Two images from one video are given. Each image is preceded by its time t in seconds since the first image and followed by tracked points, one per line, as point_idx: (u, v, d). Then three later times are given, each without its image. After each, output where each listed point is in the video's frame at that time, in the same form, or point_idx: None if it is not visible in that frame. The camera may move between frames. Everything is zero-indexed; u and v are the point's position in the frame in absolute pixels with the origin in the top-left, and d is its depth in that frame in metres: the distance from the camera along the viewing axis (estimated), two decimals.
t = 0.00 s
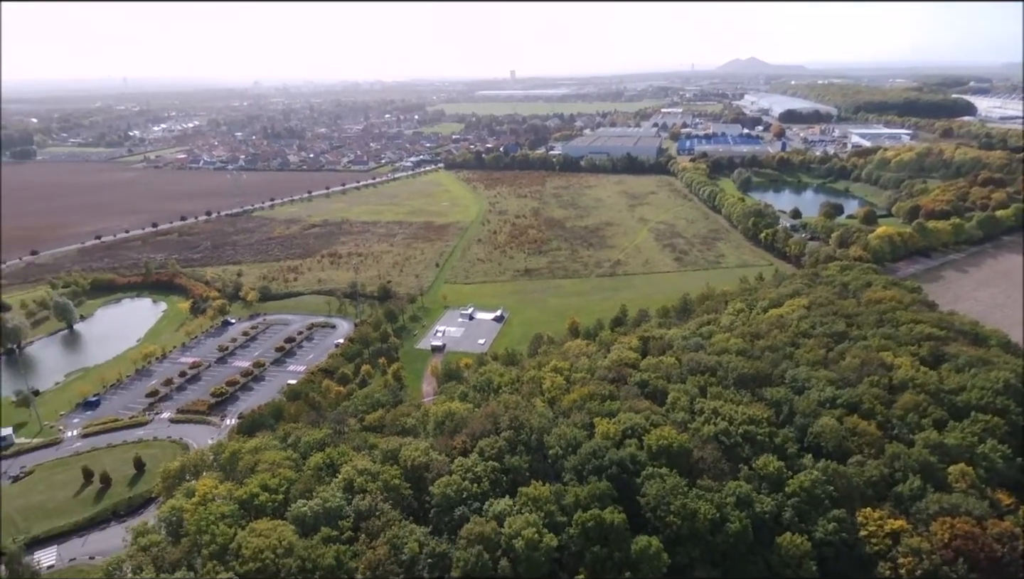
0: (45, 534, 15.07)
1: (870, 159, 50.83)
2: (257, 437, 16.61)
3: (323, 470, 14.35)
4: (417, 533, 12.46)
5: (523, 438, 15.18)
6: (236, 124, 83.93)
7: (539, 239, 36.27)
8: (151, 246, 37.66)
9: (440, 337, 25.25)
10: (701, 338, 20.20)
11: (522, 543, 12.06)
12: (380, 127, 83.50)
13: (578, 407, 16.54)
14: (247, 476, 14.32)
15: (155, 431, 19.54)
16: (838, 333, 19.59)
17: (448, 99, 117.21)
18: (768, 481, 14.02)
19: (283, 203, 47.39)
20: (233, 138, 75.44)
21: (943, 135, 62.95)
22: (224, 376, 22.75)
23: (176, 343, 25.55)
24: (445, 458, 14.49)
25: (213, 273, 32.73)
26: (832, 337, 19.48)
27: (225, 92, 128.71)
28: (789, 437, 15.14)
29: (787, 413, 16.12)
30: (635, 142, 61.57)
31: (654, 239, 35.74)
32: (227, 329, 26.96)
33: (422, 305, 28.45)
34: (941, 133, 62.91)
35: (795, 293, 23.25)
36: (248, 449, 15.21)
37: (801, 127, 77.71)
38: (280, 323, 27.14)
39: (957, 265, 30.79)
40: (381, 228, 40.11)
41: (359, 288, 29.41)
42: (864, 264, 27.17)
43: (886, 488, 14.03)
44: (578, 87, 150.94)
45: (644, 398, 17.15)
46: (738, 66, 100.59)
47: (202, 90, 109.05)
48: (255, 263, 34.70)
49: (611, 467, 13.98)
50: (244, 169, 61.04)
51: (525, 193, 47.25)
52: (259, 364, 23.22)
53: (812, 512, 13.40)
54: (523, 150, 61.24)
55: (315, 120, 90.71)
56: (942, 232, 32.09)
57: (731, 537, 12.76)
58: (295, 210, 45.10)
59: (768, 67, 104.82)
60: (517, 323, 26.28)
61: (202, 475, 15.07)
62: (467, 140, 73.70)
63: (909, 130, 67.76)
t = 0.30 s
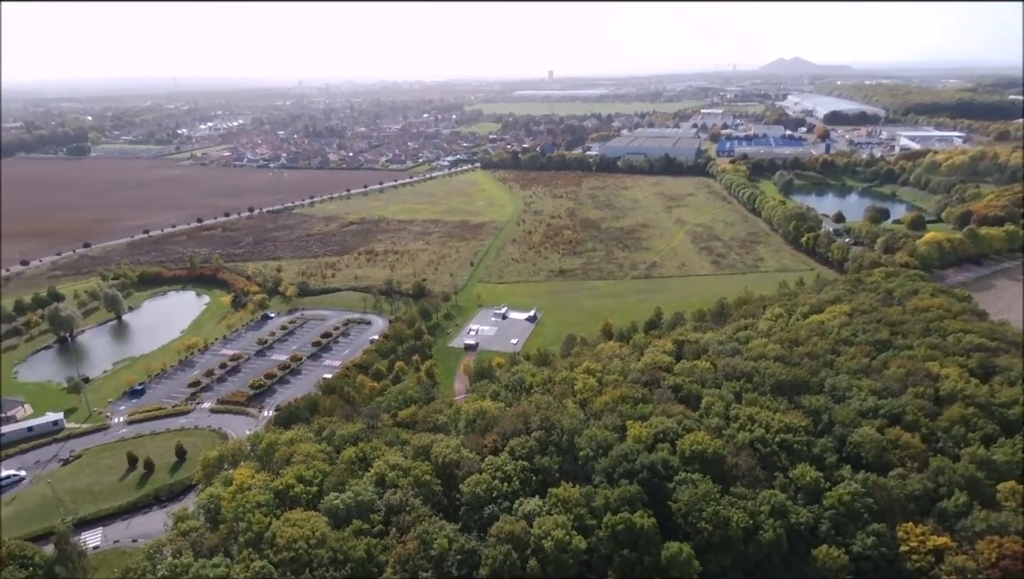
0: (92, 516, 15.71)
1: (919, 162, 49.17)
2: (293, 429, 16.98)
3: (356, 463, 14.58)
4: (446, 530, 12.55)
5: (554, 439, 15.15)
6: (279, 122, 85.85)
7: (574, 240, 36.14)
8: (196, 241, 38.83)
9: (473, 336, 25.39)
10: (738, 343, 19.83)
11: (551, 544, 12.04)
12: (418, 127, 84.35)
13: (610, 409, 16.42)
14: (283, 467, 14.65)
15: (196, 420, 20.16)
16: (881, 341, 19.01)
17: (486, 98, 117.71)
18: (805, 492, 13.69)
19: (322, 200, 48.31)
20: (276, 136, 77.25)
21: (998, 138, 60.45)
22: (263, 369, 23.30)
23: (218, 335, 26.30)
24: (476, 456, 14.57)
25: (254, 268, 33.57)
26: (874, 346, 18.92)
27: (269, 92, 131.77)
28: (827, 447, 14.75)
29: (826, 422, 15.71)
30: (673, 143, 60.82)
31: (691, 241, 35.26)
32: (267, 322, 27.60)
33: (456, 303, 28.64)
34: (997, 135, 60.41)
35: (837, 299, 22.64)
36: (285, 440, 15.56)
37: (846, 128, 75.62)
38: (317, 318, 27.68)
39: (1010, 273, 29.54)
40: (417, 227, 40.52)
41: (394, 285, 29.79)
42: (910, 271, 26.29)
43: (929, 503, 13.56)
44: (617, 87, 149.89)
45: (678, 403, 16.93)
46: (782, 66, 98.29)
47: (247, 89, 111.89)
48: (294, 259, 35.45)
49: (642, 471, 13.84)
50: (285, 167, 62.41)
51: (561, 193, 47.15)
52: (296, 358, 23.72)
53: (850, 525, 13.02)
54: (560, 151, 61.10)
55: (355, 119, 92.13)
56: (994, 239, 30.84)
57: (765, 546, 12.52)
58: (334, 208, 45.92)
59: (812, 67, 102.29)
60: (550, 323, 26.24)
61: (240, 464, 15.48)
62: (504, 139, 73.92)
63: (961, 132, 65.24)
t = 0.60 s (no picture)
0: (136, 499, 16.30)
1: (972, 165, 47.29)
2: (327, 422, 17.29)
3: (388, 457, 14.78)
4: (476, 526, 12.62)
5: (585, 440, 15.08)
6: (320, 121, 87.47)
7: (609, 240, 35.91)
8: (238, 236, 39.91)
9: (506, 335, 25.45)
10: (775, 348, 19.42)
11: (580, 546, 11.99)
12: (455, 126, 84.89)
13: (642, 411, 16.26)
14: (317, 459, 14.95)
15: (236, 410, 20.74)
16: (927, 351, 18.38)
17: (524, 98, 117.73)
18: (843, 503, 13.33)
19: (360, 198, 49.05)
20: (317, 134, 78.75)
21: None
22: (300, 362, 23.80)
23: (258, 328, 26.98)
24: (506, 454, 14.60)
25: (293, 263, 34.31)
26: (920, 355, 18.30)
27: (312, 92, 134.47)
28: (867, 458, 14.33)
29: (867, 432, 15.27)
30: (713, 144, 59.84)
31: (729, 244, 34.67)
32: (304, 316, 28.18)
33: (490, 302, 28.77)
34: None
35: (881, 305, 21.96)
36: (320, 433, 15.87)
37: (894, 130, 73.24)
38: (353, 314, 28.13)
39: None
40: (453, 225, 40.80)
41: (429, 283, 30.08)
42: (960, 279, 25.32)
43: (975, 520, 13.05)
44: (656, 87, 148.18)
45: (712, 407, 16.67)
46: (828, 66, 95.68)
47: (290, 88, 114.29)
48: (332, 255, 36.10)
49: (674, 475, 13.68)
50: (326, 164, 63.57)
51: (597, 193, 46.88)
52: (333, 352, 24.17)
53: (890, 540, 12.63)
54: (597, 151, 60.74)
55: (394, 118, 93.26)
56: None
57: (799, 556, 12.23)
58: (372, 205, 46.58)
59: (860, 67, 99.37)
60: (583, 324, 26.12)
61: (276, 454, 15.84)
62: (541, 139, 73.84)
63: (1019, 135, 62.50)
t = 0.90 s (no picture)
0: (173, 480, 16.81)
1: None
2: (357, 411, 17.58)
3: (416, 447, 14.95)
4: (502, 518, 12.68)
5: (613, 436, 15.03)
6: (356, 114, 88.51)
7: (642, 237, 35.56)
8: (274, 227, 40.74)
9: (535, 329, 25.47)
10: (810, 349, 19.02)
11: (607, 542, 11.95)
12: (488, 120, 85.00)
13: (671, 409, 16.12)
14: (347, 447, 15.21)
15: (269, 396, 21.21)
16: (970, 355, 17.80)
17: (558, 91, 117.04)
18: (877, 509, 13.01)
19: (393, 190, 49.52)
20: (352, 127, 79.70)
21: None
22: (331, 351, 24.22)
23: (291, 317, 27.52)
24: (533, 448, 14.64)
25: (327, 254, 34.86)
26: (962, 360, 17.74)
27: (348, 85, 136.13)
28: (904, 463, 13.96)
29: (904, 437, 14.88)
30: (750, 139, 58.71)
31: (765, 242, 34.02)
32: (337, 306, 28.64)
33: (520, 296, 28.80)
34: None
35: (923, 307, 21.32)
36: (350, 422, 16.13)
37: (942, 126, 70.71)
38: (384, 305, 28.49)
39: None
40: (484, 219, 40.90)
41: (459, 276, 30.25)
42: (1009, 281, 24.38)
43: (1017, 531, 12.62)
44: (693, 81, 145.79)
45: (743, 407, 16.43)
46: (872, 59, 92.87)
47: (327, 81, 115.91)
48: (365, 246, 36.56)
49: (702, 475, 13.54)
50: (360, 157, 64.32)
51: (629, 188, 46.45)
52: (364, 342, 24.51)
53: (926, 548, 12.28)
54: (631, 146, 60.14)
55: (428, 111, 93.78)
56: None
57: (830, 561, 11.99)
58: (404, 198, 47.00)
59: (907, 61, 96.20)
60: (613, 320, 25.96)
61: (307, 441, 16.17)
62: (574, 133, 73.43)
63: None
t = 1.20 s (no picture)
0: (212, 459, 17.35)
1: None
2: (389, 397, 17.84)
3: (446, 435, 15.10)
4: (530, 508, 12.74)
5: (644, 431, 14.93)
6: (393, 103, 89.23)
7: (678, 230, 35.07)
8: (313, 215, 41.48)
9: (567, 321, 25.42)
10: (850, 349, 18.53)
11: (635, 537, 11.89)
12: (525, 110, 84.69)
13: (703, 406, 15.92)
14: (378, 432, 15.46)
15: (305, 380, 21.70)
16: (1021, 359, 17.09)
17: (596, 82, 115.87)
18: (916, 515, 12.66)
19: (429, 180, 49.83)
20: (390, 117, 80.37)
21: None
22: (365, 338, 24.59)
23: (327, 304, 28.01)
24: (562, 440, 14.64)
25: (363, 242, 35.32)
26: (1012, 364, 17.05)
27: (386, 75, 137.35)
28: (946, 468, 13.54)
29: (946, 442, 14.42)
30: (793, 132, 57.21)
31: (805, 238, 33.19)
32: (371, 294, 29.04)
33: (552, 287, 28.75)
34: None
35: (971, 308, 20.53)
36: (382, 408, 16.39)
37: (998, 120, 67.69)
38: (418, 294, 28.78)
39: None
40: (518, 210, 40.86)
41: (493, 266, 30.33)
42: None
43: None
44: (736, 71, 142.63)
45: (778, 406, 16.13)
46: (925, 49, 89.42)
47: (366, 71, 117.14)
48: (400, 235, 36.94)
49: (734, 473, 13.35)
50: (397, 146, 64.89)
51: (667, 181, 45.81)
52: (397, 330, 24.82)
53: (966, 556, 11.92)
54: (669, 137, 59.23)
55: (465, 101, 93.89)
56: None
57: (864, 565, 11.71)
58: (439, 188, 47.25)
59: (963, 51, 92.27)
60: (647, 314, 25.71)
61: (340, 426, 16.49)
62: (611, 125, 72.66)
63: None
